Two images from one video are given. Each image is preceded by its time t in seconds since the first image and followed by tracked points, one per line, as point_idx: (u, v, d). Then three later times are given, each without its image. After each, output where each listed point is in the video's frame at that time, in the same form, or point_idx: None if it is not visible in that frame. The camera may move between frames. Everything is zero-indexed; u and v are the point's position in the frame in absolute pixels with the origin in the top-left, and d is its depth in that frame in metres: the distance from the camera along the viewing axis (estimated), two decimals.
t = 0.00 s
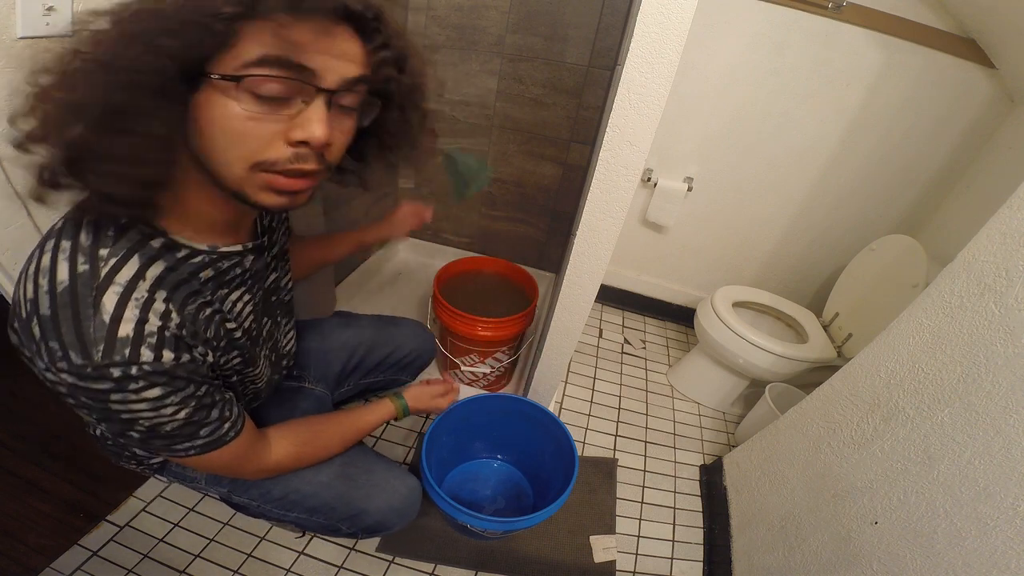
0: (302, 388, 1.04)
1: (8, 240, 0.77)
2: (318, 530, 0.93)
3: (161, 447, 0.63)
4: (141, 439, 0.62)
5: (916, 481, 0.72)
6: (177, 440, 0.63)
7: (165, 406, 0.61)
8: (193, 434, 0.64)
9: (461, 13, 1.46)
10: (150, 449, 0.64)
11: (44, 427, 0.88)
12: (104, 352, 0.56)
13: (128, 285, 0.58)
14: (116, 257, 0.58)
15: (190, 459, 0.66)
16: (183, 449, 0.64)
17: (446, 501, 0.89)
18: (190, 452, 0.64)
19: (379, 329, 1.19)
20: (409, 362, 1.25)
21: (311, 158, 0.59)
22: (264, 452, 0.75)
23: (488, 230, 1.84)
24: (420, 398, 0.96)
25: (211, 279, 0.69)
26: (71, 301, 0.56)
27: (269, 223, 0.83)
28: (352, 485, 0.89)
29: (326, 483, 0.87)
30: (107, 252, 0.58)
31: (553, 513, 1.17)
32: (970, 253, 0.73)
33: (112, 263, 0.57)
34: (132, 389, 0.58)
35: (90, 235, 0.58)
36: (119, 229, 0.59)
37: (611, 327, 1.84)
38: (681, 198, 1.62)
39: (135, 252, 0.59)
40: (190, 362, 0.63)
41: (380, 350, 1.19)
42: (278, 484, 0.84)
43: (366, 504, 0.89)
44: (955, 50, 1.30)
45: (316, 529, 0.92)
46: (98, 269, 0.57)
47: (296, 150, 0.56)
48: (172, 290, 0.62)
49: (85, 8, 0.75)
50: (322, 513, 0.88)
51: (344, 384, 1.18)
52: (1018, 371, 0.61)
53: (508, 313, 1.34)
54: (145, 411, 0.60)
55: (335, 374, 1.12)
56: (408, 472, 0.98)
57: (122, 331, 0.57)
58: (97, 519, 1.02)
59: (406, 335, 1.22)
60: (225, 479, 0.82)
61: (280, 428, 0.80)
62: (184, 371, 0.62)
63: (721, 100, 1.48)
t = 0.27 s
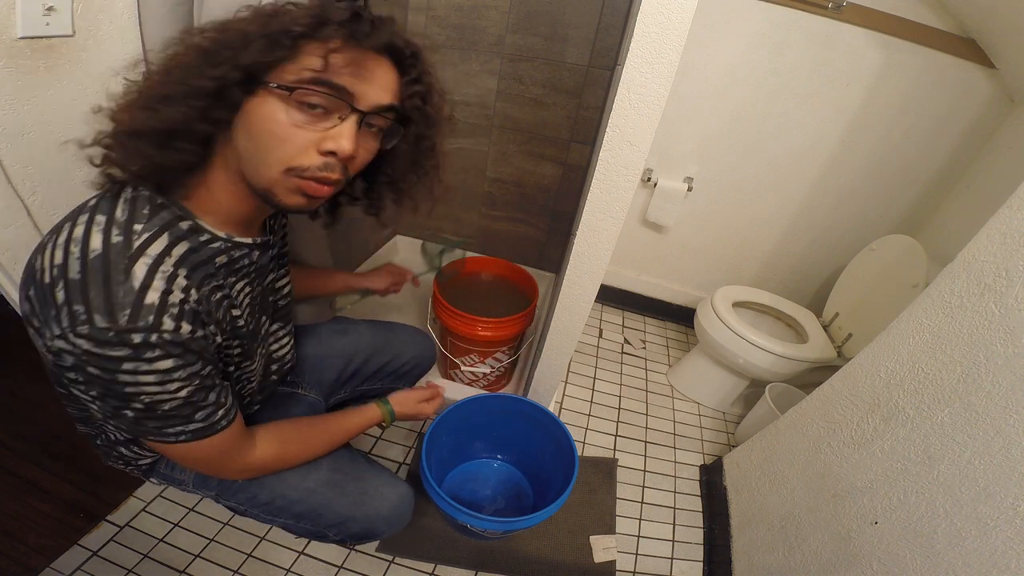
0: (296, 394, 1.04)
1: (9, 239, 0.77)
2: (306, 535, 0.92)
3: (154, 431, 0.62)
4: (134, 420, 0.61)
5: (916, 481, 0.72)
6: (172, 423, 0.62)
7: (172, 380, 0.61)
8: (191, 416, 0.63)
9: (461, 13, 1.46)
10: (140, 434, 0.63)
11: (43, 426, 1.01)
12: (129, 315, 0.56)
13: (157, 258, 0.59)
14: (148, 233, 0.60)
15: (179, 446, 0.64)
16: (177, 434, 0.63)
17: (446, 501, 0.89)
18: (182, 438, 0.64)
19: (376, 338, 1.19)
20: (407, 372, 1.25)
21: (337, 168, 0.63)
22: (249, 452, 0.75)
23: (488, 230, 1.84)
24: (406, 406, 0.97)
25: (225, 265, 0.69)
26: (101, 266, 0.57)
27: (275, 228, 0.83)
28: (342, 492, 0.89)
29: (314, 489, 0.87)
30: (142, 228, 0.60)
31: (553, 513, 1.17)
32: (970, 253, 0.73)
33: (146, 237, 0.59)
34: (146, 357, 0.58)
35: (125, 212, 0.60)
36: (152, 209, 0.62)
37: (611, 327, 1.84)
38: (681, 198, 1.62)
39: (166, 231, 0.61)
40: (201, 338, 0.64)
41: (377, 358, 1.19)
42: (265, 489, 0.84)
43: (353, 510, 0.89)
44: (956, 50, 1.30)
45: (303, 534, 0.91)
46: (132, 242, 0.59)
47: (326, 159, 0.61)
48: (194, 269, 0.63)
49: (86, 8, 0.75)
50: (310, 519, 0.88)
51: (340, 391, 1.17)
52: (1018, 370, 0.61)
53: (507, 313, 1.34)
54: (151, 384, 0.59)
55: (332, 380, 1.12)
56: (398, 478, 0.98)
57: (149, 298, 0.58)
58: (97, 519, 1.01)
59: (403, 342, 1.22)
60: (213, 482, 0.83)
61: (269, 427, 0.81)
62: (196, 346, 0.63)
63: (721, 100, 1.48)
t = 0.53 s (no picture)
0: (295, 394, 1.03)
1: (8, 238, 0.77)
2: (307, 534, 0.92)
3: (158, 425, 0.62)
4: (139, 414, 0.61)
5: (916, 481, 0.72)
6: (177, 416, 0.62)
7: (177, 372, 0.61)
8: (196, 409, 0.63)
9: (461, 13, 1.46)
10: (146, 429, 0.62)
11: (43, 427, 1.06)
12: (136, 305, 0.57)
13: (163, 251, 0.60)
14: (154, 227, 0.60)
15: (183, 441, 0.64)
16: (182, 428, 0.63)
17: (446, 501, 0.89)
18: (187, 432, 0.64)
19: (376, 339, 1.19)
20: (406, 373, 1.24)
21: (331, 148, 0.64)
22: (251, 450, 0.75)
23: (488, 230, 1.84)
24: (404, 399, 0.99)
25: (228, 259, 0.69)
26: (108, 258, 0.57)
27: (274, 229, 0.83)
28: (343, 490, 0.89)
29: (313, 488, 0.87)
30: (147, 222, 0.60)
31: (553, 513, 1.17)
32: (970, 253, 0.73)
33: (151, 231, 0.60)
34: (153, 348, 0.58)
35: (131, 206, 0.61)
36: (157, 204, 0.62)
37: (611, 327, 1.84)
38: (681, 198, 1.62)
39: (171, 225, 0.62)
40: (208, 329, 0.64)
41: (377, 359, 1.19)
42: (265, 488, 0.84)
43: (354, 509, 0.89)
44: (956, 50, 1.30)
45: (304, 533, 0.91)
46: (137, 235, 0.59)
47: (318, 139, 0.62)
48: (199, 262, 0.64)
49: (86, 8, 0.75)
50: (310, 517, 0.88)
51: (340, 393, 1.17)
52: (1018, 371, 0.61)
53: (507, 313, 1.34)
54: (157, 376, 0.59)
55: (331, 381, 1.12)
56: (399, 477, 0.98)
57: (156, 288, 0.58)
58: (97, 519, 1.00)
59: (403, 343, 1.22)
60: (213, 481, 0.82)
61: (268, 426, 0.81)
62: (202, 336, 0.63)
63: (721, 100, 1.48)
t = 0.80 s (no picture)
0: (292, 390, 1.03)
1: (8, 238, 0.77)
2: (306, 531, 0.92)
3: (154, 426, 0.62)
4: (135, 416, 0.61)
5: (916, 481, 0.72)
6: (172, 418, 0.62)
7: (168, 376, 0.60)
8: (190, 411, 0.63)
9: (461, 13, 1.46)
10: (142, 430, 0.63)
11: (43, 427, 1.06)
12: (124, 312, 0.56)
13: (152, 256, 0.60)
14: (142, 232, 0.60)
15: (179, 442, 0.65)
16: (176, 429, 0.63)
17: (446, 501, 0.89)
18: (183, 433, 0.64)
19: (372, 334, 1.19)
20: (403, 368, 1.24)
21: (318, 151, 0.63)
22: (249, 448, 0.75)
23: (488, 230, 1.84)
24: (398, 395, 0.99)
25: (219, 264, 0.69)
26: (96, 264, 0.57)
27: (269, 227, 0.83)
28: (340, 484, 0.89)
29: (312, 484, 0.87)
30: (136, 227, 0.60)
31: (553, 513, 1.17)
32: (970, 253, 0.73)
33: (140, 236, 0.59)
34: (142, 353, 0.58)
35: (121, 211, 0.61)
36: (147, 209, 0.62)
37: (611, 327, 1.84)
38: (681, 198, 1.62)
39: (160, 230, 0.61)
40: (198, 333, 0.64)
41: (373, 355, 1.19)
42: (264, 484, 0.84)
43: (353, 505, 0.89)
44: (955, 50, 1.30)
45: (303, 529, 0.91)
46: (126, 240, 0.59)
47: (305, 142, 0.61)
48: (189, 267, 0.63)
49: (86, 8, 0.75)
50: (308, 513, 0.88)
51: (336, 389, 1.17)
52: (1018, 371, 0.61)
53: (507, 313, 1.34)
54: (148, 380, 0.59)
55: (327, 376, 1.12)
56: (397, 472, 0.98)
57: (144, 294, 0.58)
58: (97, 519, 1.00)
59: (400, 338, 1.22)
60: (213, 478, 0.82)
61: (265, 422, 0.81)
62: (192, 340, 0.63)
63: (721, 101, 1.48)
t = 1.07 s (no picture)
0: (290, 391, 1.03)
1: (8, 238, 0.77)
2: (306, 531, 0.93)
3: (146, 432, 0.63)
4: (126, 422, 0.62)
5: (916, 481, 0.72)
6: (162, 424, 0.63)
7: (153, 384, 0.60)
8: (179, 417, 0.63)
9: (461, 13, 1.46)
10: (134, 434, 0.63)
11: (43, 427, 1.06)
12: (102, 322, 0.57)
13: (132, 264, 0.59)
14: (123, 239, 0.60)
15: (171, 447, 0.65)
16: (167, 435, 0.64)
17: (445, 501, 0.89)
18: (175, 438, 0.64)
19: (373, 336, 1.19)
20: (403, 369, 1.24)
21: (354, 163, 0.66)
22: (246, 449, 0.75)
23: (488, 230, 1.84)
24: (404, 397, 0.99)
25: (208, 268, 0.69)
26: (75, 274, 0.57)
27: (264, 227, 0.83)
28: (340, 485, 0.89)
29: (311, 484, 0.87)
30: (116, 234, 0.60)
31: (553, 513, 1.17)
32: (970, 253, 0.73)
33: (120, 243, 0.59)
34: (125, 362, 0.58)
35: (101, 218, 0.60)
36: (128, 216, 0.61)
37: (611, 328, 1.84)
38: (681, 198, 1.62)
39: (142, 237, 0.61)
40: (183, 339, 0.64)
41: (372, 355, 1.19)
42: (263, 485, 0.84)
43: (352, 505, 0.89)
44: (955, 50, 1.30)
45: (303, 530, 0.91)
46: (106, 249, 0.59)
47: (350, 160, 0.64)
48: (173, 274, 0.63)
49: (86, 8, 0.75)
50: (307, 513, 0.88)
51: (335, 389, 1.17)
52: (1018, 371, 0.61)
53: (507, 313, 1.34)
54: (133, 388, 0.59)
55: (327, 377, 1.12)
56: (397, 471, 0.98)
57: (123, 304, 0.58)
58: (96, 519, 1.01)
59: (400, 340, 1.22)
60: (212, 479, 0.82)
61: (261, 422, 0.80)
62: (176, 347, 0.62)
63: (721, 101, 1.48)
